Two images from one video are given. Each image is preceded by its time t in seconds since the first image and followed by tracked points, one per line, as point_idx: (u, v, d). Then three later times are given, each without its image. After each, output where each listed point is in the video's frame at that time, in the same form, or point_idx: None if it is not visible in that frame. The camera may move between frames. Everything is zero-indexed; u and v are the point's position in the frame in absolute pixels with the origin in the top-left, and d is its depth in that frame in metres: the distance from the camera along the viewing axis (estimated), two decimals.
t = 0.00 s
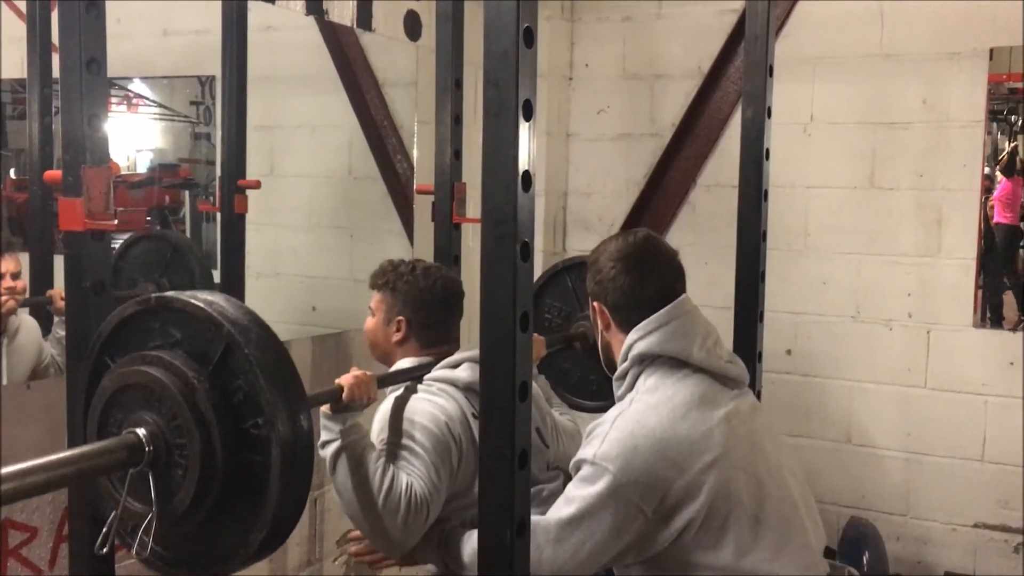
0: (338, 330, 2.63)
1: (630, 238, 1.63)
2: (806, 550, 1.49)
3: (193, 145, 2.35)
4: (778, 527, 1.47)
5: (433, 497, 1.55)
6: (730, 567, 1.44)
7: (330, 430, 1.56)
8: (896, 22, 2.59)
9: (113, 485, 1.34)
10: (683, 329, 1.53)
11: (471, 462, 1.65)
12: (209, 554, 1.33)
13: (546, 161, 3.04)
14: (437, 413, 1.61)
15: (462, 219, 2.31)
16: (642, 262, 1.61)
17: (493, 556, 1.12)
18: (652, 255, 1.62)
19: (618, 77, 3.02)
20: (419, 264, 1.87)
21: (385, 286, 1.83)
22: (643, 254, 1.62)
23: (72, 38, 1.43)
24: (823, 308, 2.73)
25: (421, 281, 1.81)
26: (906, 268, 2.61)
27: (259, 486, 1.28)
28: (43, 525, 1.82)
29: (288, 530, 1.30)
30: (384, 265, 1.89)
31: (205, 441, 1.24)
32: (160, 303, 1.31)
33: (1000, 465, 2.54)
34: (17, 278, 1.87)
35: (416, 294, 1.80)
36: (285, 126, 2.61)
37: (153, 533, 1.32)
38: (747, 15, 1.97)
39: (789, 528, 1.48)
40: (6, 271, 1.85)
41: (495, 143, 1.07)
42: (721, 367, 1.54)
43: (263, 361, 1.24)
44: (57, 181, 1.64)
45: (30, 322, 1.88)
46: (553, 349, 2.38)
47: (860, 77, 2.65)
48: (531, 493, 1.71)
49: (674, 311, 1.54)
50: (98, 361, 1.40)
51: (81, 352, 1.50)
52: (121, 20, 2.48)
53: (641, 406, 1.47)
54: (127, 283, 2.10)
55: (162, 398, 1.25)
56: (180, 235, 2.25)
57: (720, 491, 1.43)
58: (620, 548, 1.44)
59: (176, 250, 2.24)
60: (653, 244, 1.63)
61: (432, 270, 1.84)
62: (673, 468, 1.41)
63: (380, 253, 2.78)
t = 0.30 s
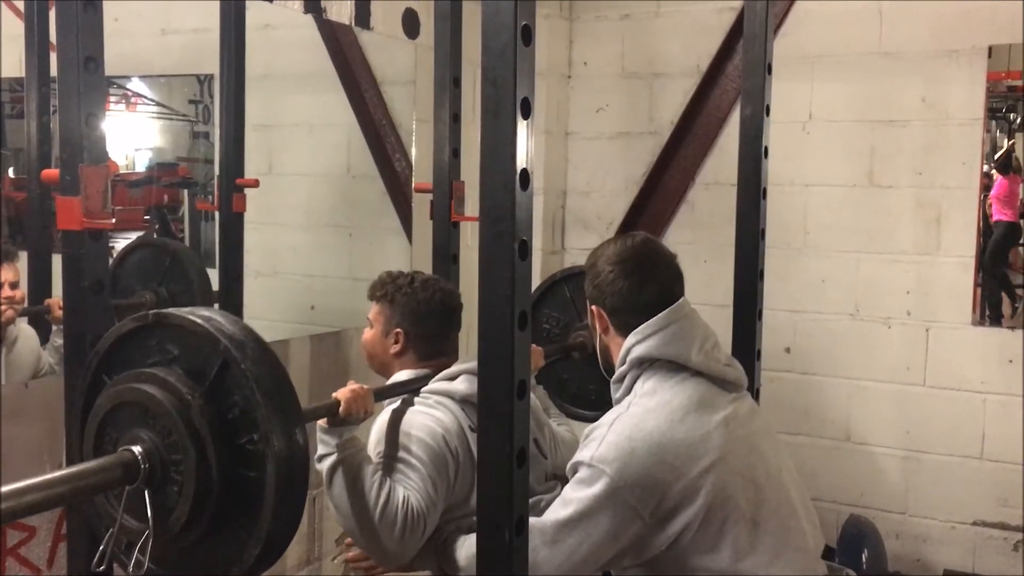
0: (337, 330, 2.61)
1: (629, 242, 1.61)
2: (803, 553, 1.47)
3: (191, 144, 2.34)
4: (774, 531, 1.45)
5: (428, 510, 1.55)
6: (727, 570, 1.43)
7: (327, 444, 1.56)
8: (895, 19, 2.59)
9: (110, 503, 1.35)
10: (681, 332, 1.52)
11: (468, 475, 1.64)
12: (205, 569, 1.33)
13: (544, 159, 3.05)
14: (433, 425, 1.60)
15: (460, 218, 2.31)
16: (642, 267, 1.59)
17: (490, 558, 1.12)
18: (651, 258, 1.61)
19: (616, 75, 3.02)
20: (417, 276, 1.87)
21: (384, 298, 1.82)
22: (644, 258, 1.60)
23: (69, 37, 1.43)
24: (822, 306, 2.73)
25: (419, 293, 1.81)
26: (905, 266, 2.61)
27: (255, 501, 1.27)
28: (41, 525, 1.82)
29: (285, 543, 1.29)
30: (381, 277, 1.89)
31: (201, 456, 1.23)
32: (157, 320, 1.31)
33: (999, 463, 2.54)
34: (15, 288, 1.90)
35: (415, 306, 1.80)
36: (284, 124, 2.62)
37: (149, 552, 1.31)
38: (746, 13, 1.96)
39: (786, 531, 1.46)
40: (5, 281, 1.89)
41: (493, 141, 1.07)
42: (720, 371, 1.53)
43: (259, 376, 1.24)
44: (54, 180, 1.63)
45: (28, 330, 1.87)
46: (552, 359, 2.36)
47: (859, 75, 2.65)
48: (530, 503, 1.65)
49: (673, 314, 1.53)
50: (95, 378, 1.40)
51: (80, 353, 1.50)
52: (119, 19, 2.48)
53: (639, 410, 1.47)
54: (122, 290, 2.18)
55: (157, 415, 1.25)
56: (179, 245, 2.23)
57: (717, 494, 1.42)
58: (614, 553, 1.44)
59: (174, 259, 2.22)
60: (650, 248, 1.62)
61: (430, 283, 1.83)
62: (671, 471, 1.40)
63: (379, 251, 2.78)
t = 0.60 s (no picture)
0: (336, 329, 2.61)
1: (628, 241, 1.62)
2: (801, 552, 1.46)
3: (190, 144, 2.35)
4: (771, 530, 1.44)
5: (428, 512, 1.54)
6: (724, 568, 1.43)
7: (325, 445, 1.55)
8: (893, 18, 2.59)
9: (107, 505, 1.35)
10: (680, 330, 1.52)
11: (468, 477, 1.63)
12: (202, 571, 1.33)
13: (543, 159, 3.05)
14: (432, 426, 1.59)
15: (459, 218, 2.31)
16: (641, 266, 1.60)
17: (488, 557, 1.12)
18: (649, 257, 1.62)
19: (615, 74, 3.02)
20: (417, 278, 1.86)
21: (383, 300, 1.81)
22: (642, 259, 1.61)
23: (67, 37, 1.43)
24: (821, 305, 2.73)
25: (418, 296, 1.81)
26: (904, 265, 2.61)
27: (253, 502, 1.27)
28: (39, 526, 1.82)
29: (283, 546, 1.29)
30: (381, 279, 1.89)
31: (198, 458, 1.23)
32: (152, 322, 1.31)
33: (998, 462, 2.54)
34: (14, 289, 1.90)
35: (414, 309, 1.80)
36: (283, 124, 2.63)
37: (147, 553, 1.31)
38: (744, 12, 1.96)
39: (784, 530, 1.45)
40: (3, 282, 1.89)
41: (491, 140, 1.07)
42: (719, 369, 1.53)
43: (255, 379, 1.24)
44: (53, 180, 1.63)
45: (28, 333, 1.88)
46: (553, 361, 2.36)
47: (857, 73, 2.65)
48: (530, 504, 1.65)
49: (671, 313, 1.54)
50: (90, 381, 1.40)
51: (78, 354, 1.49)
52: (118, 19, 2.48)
53: (637, 408, 1.46)
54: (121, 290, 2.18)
55: (154, 417, 1.25)
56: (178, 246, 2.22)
57: (714, 494, 1.41)
58: (611, 550, 1.43)
59: (173, 261, 2.21)
60: (650, 247, 1.62)
61: (430, 284, 1.84)
62: (668, 469, 1.40)
63: (378, 251, 2.78)
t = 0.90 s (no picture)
0: (336, 330, 2.62)
1: (627, 235, 1.63)
2: (799, 546, 1.46)
3: (189, 145, 2.33)
4: (770, 525, 1.44)
5: (430, 501, 1.54)
6: (723, 563, 1.42)
7: (325, 435, 1.55)
8: (892, 18, 2.59)
9: (108, 490, 1.34)
10: (680, 325, 1.51)
11: (468, 467, 1.63)
12: (203, 558, 1.32)
13: (541, 159, 3.05)
14: (432, 416, 1.59)
15: (458, 218, 2.30)
16: (642, 259, 1.60)
17: (486, 552, 1.12)
18: (649, 250, 1.62)
19: (614, 74, 3.02)
20: (417, 270, 1.86)
21: (384, 291, 1.82)
22: (640, 253, 1.60)
23: (65, 38, 1.43)
24: (820, 305, 2.73)
25: (419, 286, 1.81)
26: (904, 264, 2.61)
27: (253, 491, 1.26)
28: (38, 527, 1.81)
29: (281, 535, 1.29)
30: (381, 270, 1.89)
31: (200, 444, 1.23)
32: (158, 307, 1.32)
33: (998, 462, 2.54)
34: (12, 285, 1.88)
35: (415, 299, 1.80)
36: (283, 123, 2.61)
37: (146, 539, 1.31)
38: (743, 12, 1.95)
39: (784, 526, 1.45)
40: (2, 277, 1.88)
41: (489, 141, 1.07)
42: (718, 364, 1.53)
43: (258, 365, 1.24)
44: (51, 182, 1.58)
45: (27, 328, 1.87)
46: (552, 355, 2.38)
47: (856, 73, 2.65)
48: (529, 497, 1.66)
49: (671, 308, 1.53)
50: (93, 366, 1.39)
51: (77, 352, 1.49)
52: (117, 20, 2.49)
53: (637, 402, 1.46)
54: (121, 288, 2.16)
55: (156, 402, 1.25)
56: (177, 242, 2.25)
57: (713, 489, 1.41)
58: (610, 543, 1.43)
59: (171, 256, 2.24)
60: (651, 242, 1.63)
61: (429, 275, 1.84)
62: (668, 463, 1.40)
63: (377, 252, 2.78)
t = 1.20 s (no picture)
0: (337, 330, 2.61)
1: (631, 219, 1.62)
2: (797, 530, 1.48)
3: (189, 146, 2.35)
4: (770, 510, 1.45)
5: (433, 482, 1.55)
6: (722, 548, 1.43)
7: (329, 417, 1.55)
8: (892, 19, 2.59)
9: (110, 467, 1.33)
10: (683, 309, 1.51)
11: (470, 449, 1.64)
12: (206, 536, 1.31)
13: (541, 159, 3.04)
14: (434, 399, 1.60)
15: (458, 219, 2.30)
16: (644, 242, 1.59)
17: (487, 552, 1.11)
18: (651, 234, 1.61)
19: (614, 75, 3.02)
20: (418, 254, 1.86)
21: (386, 274, 1.82)
22: (642, 235, 1.60)
23: (64, 39, 1.43)
24: (820, 305, 2.73)
25: (421, 270, 1.81)
26: (904, 265, 2.61)
27: (256, 471, 1.24)
28: (38, 529, 1.81)
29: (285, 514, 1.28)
30: (384, 254, 1.89)
31: (203, 422, 1.21)
32: (158, 285, 1.28)
33: (998, 462, 2.54)
34: (11, 273, 1.87)
35: (417, 283, 1.80)
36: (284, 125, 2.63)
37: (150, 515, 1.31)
38: (743, 13, 1.95)
39: (783, 512, 1.46)
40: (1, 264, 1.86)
41: (489, 142, 1.07)
42: (721, 349, 1.52)
43: (260, 343, 1.21)
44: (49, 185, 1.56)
45: (27, 317, 1.87)
46: (552, 343, 2.37)
47: (856, 74, 2.65)
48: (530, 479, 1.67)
49: (674, 292, 1.52)
50: (95, 344, 1.37)
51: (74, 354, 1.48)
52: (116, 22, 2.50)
53: (638, 385, 1.46)
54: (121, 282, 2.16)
55: (159, 380, 1.24)
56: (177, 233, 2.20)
57: (713, 474, 1.41)
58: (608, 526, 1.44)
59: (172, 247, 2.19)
60: (654, 227, 1.62)
61: (433, 260, 1.84)
62: (668, 447, 1.40)
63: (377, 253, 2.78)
